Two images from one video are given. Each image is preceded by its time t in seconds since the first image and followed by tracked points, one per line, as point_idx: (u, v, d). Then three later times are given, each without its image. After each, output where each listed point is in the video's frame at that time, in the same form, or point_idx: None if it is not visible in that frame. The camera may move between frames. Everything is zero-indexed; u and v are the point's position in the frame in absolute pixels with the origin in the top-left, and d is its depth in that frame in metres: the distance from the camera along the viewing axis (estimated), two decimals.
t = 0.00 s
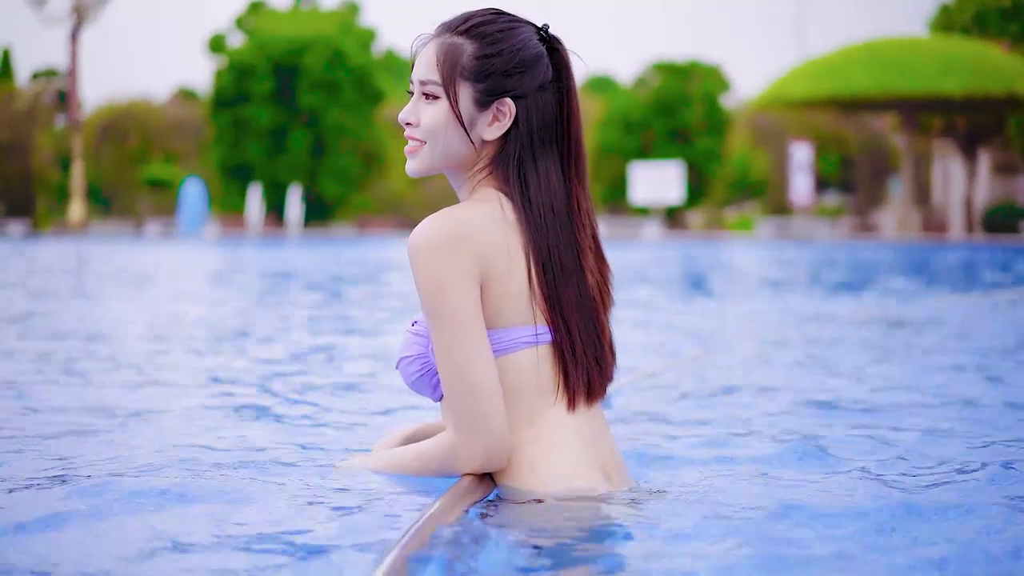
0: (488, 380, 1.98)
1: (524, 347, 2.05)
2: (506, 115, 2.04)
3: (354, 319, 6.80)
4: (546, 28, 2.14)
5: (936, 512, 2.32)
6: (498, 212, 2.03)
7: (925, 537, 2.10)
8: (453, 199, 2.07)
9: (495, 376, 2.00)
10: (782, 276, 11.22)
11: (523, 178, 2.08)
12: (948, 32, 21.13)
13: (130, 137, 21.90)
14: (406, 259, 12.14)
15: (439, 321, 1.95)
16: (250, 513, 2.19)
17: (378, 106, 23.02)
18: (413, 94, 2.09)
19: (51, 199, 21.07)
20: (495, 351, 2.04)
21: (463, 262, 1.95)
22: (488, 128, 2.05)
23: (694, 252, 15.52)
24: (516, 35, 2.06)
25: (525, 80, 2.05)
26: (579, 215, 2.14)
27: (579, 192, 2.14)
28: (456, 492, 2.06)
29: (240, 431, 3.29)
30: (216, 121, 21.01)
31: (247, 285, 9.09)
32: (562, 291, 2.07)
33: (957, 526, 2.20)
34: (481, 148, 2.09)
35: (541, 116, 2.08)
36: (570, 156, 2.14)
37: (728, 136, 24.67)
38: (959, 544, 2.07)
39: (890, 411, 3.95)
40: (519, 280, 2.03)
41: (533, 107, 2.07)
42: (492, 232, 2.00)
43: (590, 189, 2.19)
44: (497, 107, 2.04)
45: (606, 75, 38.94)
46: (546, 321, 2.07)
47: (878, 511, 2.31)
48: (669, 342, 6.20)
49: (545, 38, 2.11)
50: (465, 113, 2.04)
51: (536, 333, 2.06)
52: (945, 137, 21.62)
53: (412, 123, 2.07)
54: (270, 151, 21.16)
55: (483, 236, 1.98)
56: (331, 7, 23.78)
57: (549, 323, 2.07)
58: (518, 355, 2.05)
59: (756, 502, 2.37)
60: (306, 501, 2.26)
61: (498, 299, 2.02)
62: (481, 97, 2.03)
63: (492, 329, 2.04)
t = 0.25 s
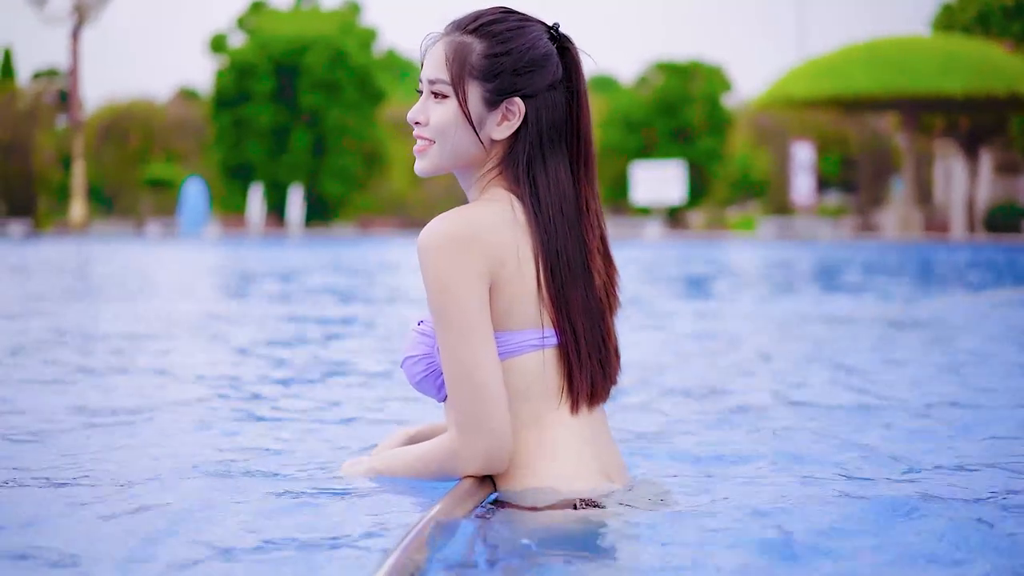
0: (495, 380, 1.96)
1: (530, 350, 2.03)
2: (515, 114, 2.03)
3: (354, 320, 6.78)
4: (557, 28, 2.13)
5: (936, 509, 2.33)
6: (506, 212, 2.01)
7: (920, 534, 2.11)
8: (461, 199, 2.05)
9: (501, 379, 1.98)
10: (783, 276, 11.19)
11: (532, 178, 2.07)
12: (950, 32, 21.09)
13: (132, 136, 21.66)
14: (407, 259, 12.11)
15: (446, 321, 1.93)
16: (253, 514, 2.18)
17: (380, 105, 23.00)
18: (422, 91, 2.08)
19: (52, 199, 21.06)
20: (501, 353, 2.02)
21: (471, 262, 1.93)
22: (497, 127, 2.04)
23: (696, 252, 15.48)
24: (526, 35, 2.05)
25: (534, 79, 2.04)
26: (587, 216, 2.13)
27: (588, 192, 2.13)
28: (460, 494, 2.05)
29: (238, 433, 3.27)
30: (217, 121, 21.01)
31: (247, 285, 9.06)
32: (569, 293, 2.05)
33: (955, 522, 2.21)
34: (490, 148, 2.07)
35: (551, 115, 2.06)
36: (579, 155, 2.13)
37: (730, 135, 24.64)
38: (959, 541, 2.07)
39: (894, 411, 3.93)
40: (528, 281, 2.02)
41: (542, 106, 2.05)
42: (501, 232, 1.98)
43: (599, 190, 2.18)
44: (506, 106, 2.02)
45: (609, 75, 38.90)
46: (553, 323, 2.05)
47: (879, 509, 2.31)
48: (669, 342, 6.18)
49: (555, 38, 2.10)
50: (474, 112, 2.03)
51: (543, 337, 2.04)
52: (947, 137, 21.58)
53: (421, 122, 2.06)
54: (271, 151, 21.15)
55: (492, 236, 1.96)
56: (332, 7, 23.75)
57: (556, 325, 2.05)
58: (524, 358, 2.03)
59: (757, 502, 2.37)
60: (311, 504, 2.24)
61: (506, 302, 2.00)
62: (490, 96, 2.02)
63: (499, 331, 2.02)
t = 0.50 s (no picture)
0: (502, 382, 1.95)
1: (537, 352, 2.02)
2: (525, 112, 2.02)
3: (354, 320, 6.78)
4: (569, 25, 2.11)
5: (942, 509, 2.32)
6: (517, 212, 2.00)
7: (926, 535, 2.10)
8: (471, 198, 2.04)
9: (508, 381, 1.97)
10: (784, 276, 11.18)
11: (542, 178, 2.05)
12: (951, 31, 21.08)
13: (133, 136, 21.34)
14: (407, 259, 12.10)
15: (455, 322, 1.92)
16: (259, 516, 2.17)
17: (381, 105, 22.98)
18: (434, 89, 2.07)
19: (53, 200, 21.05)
20: (510, 355, 2.01)
21: (482, 261, 1.92)
22: (508, 125, 2.02)
23: (697, 252, 15.46)
24: (538, 32, 2.03)
25: (545, 77, 2.02)
26: (595, 217, 2.12)
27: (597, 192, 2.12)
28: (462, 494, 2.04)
29: (240, 433, 3.27)
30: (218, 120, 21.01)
31: (247, 285, 9.05)
32: (577, 294, 2.04)
33: (962, 523, 2.20)
34: (501, 147, 2.06)
35: (561, 113, 2.05)
36: (589, 155, 2.12)
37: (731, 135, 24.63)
38: (966, 543, 2.06)
39: (897, 411, 3.93)
40: (537, 283, 2.01)
41: (553, 104, 2.04)
42: (511, 233, 1.97)
43: (609, 190, 2.17)
44: (517, 104, 2.01)
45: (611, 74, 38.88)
46: (558, 325, 2.04)
47: (884, 509, 2.31)
48: (671, 342, 6.17)
49: (569, 35, 2.09)
50: (484, 111, 2.01)
51: (551, 338, 2.03)
52: (948, 136, 21.54)
53: (431, 120, 2.06)
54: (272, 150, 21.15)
55: (502, 236, 1.95)
56: (333, 6, 23.72)
57: (561, 328, 2.04)
58: (532, 360, 2.02)
59: (764, 502, 2.37)
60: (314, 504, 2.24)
61: (516, 303, 1.99)
62: (501, 95, 2.00)
63: (507, 333, 2.01)
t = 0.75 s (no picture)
0: (512, 383, 1.93)
1: (547, 354, 2.00)
2: (537, 110, 2.00)
3: (356, 320, 6.75)
4: (582, 23, 2.09)
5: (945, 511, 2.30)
6: (528, 210, 1.98)
7: (930, 538, 2.09)
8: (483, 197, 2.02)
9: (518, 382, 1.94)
10: (787, 275, 11.14)
11: (554, 176, 2.03)
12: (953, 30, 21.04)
13: (134, 136, 21.49)
14: (410, 260, 12.08)
15: (465, 322, 1.89)
16: (261, 516, 2.15)
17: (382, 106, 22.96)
18: (444, 87, 2.05)
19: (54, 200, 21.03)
20: (520, 356, 1.98)
21: (495, 260, 1.89)
22: (519, 124, 2.00)
23: (699, 251, 15.42)
24: (549, 29, 2.01)
25: (557, 74, 2.00)
26: (606, 216, 2.10)
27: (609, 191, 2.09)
28: (464, 495, 2.02)
29: (243, 432, 3.25)
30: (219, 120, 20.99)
31: (249, 284, 9.01)
32: (587, 294, 2.02)
33: (965, 525, 2.18)
34: (512, 145, 2.04)
35: (573, 111, 2.03)
36: (603, 153, 2.10)
37: (732, 135, 24.60)
38: (971, 545, 2.04)
39: (902, 411, 3.90)
40: (551, 281, 1.98)
41: (565, 103, 2.02)
42: (524, 231, 1.94)
43: (622, 189, 2.15)
44: (528, 102, 1.99)
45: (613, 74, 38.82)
46: (568, 326, 2.01)
47: (889, 512, 2.29)
48: (673, 342, 6.15)
49: (581, 34, 2.07)
50: (495, 108, 1.99)
51: (561, 341, 2.01)
52: (950, 136, 21.50)
53: (444, 118, 2.03)
54: (273, 151, 21.14)
55: (514, 234, 1.92)
56: (334, 6, 23.68)
57: (571, 328, 2.02)
58: (541, 361, 2.00)
59: (770, 504, 2.35)
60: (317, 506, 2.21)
61: (528, 302, 1.97)
62: (512, 92, 1.98)
63: (518, 334, 1.98)
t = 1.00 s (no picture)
0: (521, 385, 1.91)
1: (557, 355, 1.98)
2: (549, 109, 1.98)
3: (359, 320, 6.74)
4: (595, 20, 2.07)
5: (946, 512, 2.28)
6: (541, 209, 1.96)
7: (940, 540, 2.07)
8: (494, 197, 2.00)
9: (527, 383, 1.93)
10: (789, 275, 11.12)
11: (567, 175, 2.01)
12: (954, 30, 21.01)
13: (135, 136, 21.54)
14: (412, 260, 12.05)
15: (475, 322, 1.88)
16: (267, 518, 2.13)
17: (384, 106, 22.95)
18: (456, 86, 2.03)
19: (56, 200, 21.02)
20: (530, 358, 1.97)
21: (506, 260, 1.87)
22: (532, 122, 1.98)
23: (700, 252, 15.39)
24: (562, 26, 1.99)
25: (569, 72, 1.98)
26: (618, 216, 2.08)
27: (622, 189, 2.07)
28: (464, 499, 2.00)
29: (245, 434, 3.23)
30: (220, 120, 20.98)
31: (252, 285, 9.00)
32: (598, 295, 2.00)
33: (969, 527, 2.16)
34: (525, 144, 2.02)
35: (586, 108, 2.01)
36: (615, 151, 2.08)
37: (733, 135, 24.59)
38: (978, 547, 2.02)
39: (907, 412, 3.89)
40: (562, 282, 1.96)
41: (577, 100, 2.00)
42: (535, 231, 1.92)
43: (636, 187, 2.13)
44: (540, 101, 1.97)
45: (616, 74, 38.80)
46: (578, 327, 1.99)
47: (891, 513, 2.27)
48: (676, 343, 6.13)
49: (594, 31, 2.05)
50: (507, 107, 1.97)
51: (570, 344, 1.99)
52: (952, 136, 21.47)
53: (456, 118, 2.02)
54: (274, 151, 21.13)
55: (525, 234, 1.90)
56: (336, 6, 23.67)
57: (580, 328, 1.99)
58: (551, 363, 1.98)
59: (775, 506, 2.33)
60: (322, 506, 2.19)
61: (539, 304, 1.95)
62: (524, 90, 1.96)
63: (529, 335, 1.96)
